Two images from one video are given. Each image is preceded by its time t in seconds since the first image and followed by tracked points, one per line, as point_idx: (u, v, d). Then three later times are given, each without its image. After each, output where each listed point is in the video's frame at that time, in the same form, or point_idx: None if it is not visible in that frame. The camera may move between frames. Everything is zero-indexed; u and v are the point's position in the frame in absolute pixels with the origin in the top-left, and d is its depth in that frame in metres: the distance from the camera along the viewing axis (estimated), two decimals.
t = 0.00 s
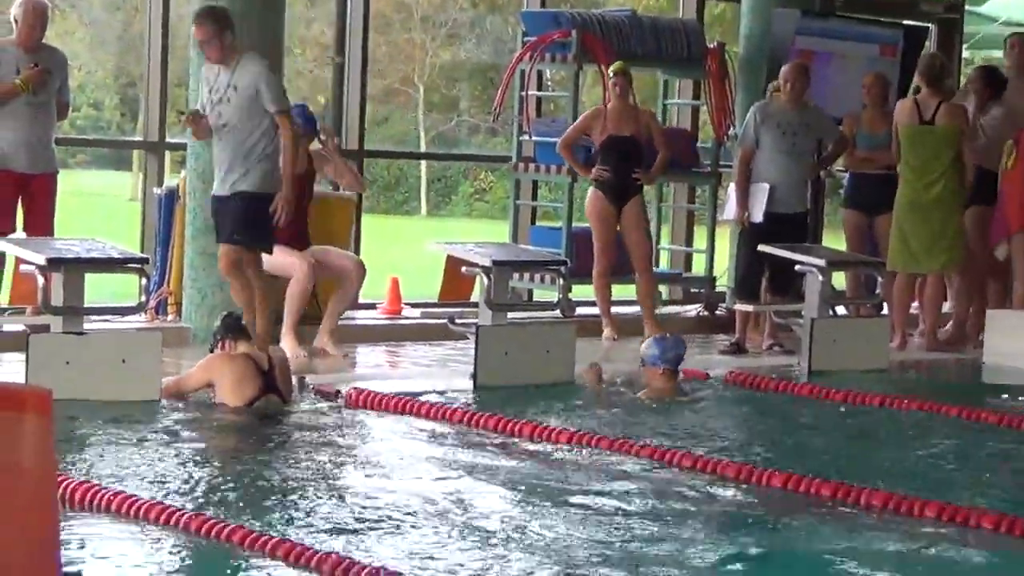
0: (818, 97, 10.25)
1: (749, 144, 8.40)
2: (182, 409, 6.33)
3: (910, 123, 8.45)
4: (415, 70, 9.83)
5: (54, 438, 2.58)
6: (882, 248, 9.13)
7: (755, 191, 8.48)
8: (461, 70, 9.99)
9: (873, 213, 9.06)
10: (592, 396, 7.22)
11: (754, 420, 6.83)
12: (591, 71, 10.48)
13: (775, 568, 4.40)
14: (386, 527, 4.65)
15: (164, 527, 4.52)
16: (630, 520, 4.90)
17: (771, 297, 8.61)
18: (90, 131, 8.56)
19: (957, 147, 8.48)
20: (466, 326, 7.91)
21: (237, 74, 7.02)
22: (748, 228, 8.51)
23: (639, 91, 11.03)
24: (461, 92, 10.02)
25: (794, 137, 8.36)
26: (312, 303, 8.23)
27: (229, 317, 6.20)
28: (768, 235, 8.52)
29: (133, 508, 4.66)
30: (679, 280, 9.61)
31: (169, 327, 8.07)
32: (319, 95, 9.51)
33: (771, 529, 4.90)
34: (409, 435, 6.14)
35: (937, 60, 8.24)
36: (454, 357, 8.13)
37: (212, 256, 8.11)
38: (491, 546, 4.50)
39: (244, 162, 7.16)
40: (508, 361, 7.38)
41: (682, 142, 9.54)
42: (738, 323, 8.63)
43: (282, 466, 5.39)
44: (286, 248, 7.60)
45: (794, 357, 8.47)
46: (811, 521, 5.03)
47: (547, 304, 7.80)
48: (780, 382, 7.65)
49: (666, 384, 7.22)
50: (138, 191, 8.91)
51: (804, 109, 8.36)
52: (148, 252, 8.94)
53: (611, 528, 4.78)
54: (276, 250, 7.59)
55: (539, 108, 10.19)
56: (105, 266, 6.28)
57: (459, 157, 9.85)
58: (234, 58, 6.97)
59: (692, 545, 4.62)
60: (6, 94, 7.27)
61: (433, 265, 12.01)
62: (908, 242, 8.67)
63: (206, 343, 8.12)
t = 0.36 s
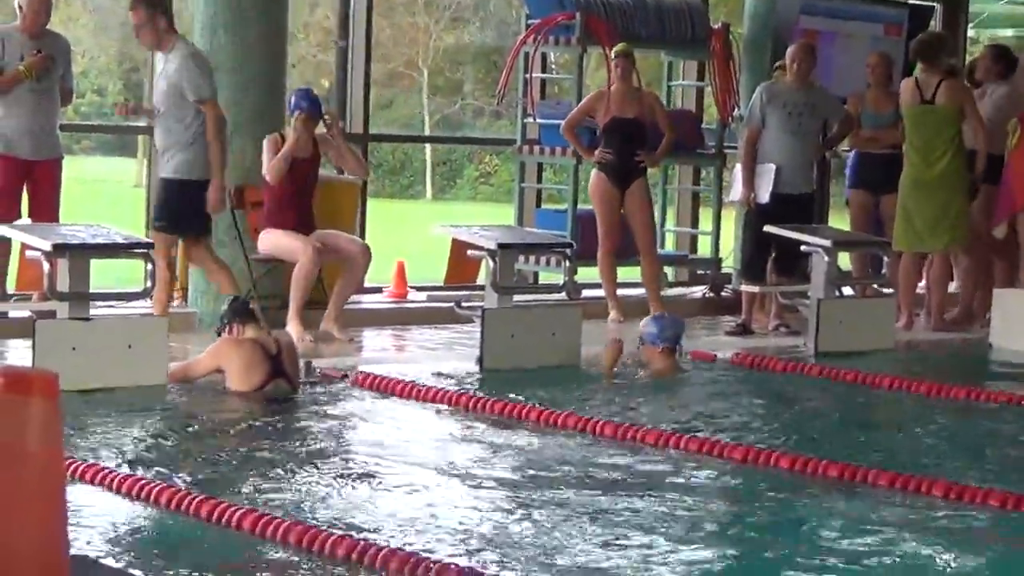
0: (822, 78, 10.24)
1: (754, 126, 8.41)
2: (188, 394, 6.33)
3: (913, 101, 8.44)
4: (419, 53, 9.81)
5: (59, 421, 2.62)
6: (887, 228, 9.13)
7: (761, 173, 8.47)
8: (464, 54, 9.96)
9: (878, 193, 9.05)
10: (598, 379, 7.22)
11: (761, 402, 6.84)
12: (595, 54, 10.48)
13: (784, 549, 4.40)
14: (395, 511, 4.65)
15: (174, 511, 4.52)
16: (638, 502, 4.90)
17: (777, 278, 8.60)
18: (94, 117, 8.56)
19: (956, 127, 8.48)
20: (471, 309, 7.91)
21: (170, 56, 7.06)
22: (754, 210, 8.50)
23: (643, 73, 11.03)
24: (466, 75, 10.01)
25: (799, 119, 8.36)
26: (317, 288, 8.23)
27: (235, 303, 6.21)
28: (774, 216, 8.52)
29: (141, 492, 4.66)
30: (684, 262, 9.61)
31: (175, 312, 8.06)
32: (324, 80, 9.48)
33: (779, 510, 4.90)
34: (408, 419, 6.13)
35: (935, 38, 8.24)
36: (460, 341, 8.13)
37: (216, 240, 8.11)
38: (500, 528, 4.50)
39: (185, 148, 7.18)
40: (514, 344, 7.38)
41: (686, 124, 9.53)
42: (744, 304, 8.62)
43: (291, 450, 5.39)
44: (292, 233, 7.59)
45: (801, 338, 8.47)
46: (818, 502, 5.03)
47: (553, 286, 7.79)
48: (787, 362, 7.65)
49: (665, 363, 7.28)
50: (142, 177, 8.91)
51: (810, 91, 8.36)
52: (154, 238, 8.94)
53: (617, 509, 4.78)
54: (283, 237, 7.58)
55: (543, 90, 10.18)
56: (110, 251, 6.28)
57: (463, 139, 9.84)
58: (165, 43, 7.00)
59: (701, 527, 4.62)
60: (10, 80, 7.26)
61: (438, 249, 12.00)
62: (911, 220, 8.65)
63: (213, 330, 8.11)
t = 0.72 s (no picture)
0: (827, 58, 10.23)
1: (759, 107, 8.40)
2: (194, 379, 6.34)
3: (912, 83, 8.43)
4: (424, 38, 9.81)
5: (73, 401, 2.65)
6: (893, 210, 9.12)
7: (766, 155, 8.47)
8: (469, 38, 9.92)
9: (884, 174, 9.04)
10: (604, 361, 7.22)
11: (767, 383, 6.84)
12: (599, 37, 10.48)
13: (792, 526, 4.40)
14: (402, 493, 4.66)
15: (180, 494, 4.53)
16: (644, 482, 4.90)
17: (783, 260, 8.60)
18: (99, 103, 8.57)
19: (956, 107, 8.45)
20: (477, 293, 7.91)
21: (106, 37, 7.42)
22: (759, 192, 8.50)
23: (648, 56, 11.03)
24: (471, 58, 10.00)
25: (804, 100, 8.35)
26: (323, 272, 8.23)
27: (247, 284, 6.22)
28: (780, 198, 8.53)
29: (147, 475, 4.67)
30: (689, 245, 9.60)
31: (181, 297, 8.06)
32: (328, 64, 9.52)
33: (787, 488, 4.90)
34: (414, 402, 6.14)
35: (936, 20, 8.22)
36: (466, 324, 8.13)
37: (222, 224, 8.11)
38: (506, 509, 4.50)
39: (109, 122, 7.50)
40: (519, 326, 7.38)
41: (691, 106, 9.52)
42: (751, 287, 8.62)
43: (298, 433, 5.39)
44: (297, 218, 7.59)
45: (807, 320, 8.47)
46: (824, 479, 5.03)
47: (559, 269, 7.79)
48: (793, 344, 7.65)
49: (666, 348, 7.22)
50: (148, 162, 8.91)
51: (814, 72, 8.36)
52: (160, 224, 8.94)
53: (624, 489, 4.78)
54: (288, 222, 7.58)
55: (548, 73, 10.18)
56: (115, 236, 6.28)
57: (468, 123, 9.85)
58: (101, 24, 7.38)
59: (707, 505, 4.62)
60: (14, 67, 7.27)
61: (444, 234, 12.00)
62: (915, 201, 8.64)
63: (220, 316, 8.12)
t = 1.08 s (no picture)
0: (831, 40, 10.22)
1: (765, 89, 8.40)
2: (199, 361, 6.34)
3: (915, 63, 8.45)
4: (428, 20, 9.81)
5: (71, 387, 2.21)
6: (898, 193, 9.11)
7: (771, 136, 8.47)
8: (474, 19, 9.95)
9: (889, 157, 9.04)
10: (608, 343, 7.21)
11: (772, 365, 6.82)
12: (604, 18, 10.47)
13: (798, 513, 4.39)
14: (408, 476, 4.66)
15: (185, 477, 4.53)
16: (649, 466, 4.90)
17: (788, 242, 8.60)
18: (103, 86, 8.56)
19: (958, 89, 8.46)
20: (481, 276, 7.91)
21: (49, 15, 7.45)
22: (765, 174, 8.50)
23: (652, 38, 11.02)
24: (475, 40, 9.98)
25: (809, 82, 8.35)
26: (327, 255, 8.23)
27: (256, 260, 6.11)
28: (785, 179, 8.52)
29: (154, 458, 4.67)
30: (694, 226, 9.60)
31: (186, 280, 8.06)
32: (332, 46, 9.51)
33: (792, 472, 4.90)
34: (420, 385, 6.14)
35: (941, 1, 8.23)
36: (470, 307, 8.12)
37: (227, 207, 8.11)
38: (511, 492, 4.50)
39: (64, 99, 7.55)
40: (523, 309, 7.37)
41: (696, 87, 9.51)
42: (755, 268, 8.62)
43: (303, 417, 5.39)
44: (301, 201, 7.59)
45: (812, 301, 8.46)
46: (829, 464, 5.03)
47: (563, 251, 7.78)
48: (798, 326, 7.64)
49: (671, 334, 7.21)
50: (151, 144, 8.89)
51: (820, 54, 8.35)
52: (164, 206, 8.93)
53: (629, 473, 4.78)
54: (292, 205, 7.58)
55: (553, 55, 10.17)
56: (120, 219, 6.28)
57: (473, 105, 9.84)
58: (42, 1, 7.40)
59: (713, 490, 4.62)
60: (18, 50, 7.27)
61: (449, 215, 11.99)
62: (918, 183, 8.65)
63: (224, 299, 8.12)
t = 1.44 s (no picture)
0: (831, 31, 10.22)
1: (764, 79, 8.40)
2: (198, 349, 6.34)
3: (916, 55, 8.44)
4: (429, 9, 9.78)
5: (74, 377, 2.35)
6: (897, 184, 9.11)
7: (771, 127, 8.46)
8: (474, 8, 9.91)
9: (888, 148, 9.04)
10: (607, 334, 7.22)
11: (771, 356, 6.83)
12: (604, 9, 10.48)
13: (794, 502, 4.40)
14: (406, 467, 4.66)
15: (182, 469, 4.53)
16: (648, 456, 4.90)
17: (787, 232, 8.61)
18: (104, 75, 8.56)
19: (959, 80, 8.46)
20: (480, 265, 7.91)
21: None
22: (764, 164, 8.50)
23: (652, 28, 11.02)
24: (475, 30, 9.98)
25: (809, 72, 8.35)
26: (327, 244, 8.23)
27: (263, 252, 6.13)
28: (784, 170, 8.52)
29: (150, 451, 4.67)
30: (694, 217, 9.60)
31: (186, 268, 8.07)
32: (332, 35, 9.52)
33: (792, 462, 4.91)
34: (420, 375, 6.14)
35: None
36: (469, 296, 8.12)
37: (228, 196, 8.12)
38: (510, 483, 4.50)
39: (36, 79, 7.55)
40: (523, 299, 7.38)
41: (695, 77, 9.51)
42: (755, 259, 8.62)
43: (300, 408, 5.39)
44: (300, 190, 7.59)
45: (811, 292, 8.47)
46: (828, 455, 5.03)
47: (563, 241, 7.79)
48: (797, 317, 7.65)
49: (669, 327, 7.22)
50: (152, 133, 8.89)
51: (819, 45, 8.35)
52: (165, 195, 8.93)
53: (627, 463, 4.79)
54: (292, 194, 7.58)
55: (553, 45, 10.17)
56: (120, 208, 6.29)
57: (472, 95, 9.86)
58: None
59: (712, 480, 4.62)
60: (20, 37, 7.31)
61: (449, 205, 11.99)
62: (920, 174, 8.65)
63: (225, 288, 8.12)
